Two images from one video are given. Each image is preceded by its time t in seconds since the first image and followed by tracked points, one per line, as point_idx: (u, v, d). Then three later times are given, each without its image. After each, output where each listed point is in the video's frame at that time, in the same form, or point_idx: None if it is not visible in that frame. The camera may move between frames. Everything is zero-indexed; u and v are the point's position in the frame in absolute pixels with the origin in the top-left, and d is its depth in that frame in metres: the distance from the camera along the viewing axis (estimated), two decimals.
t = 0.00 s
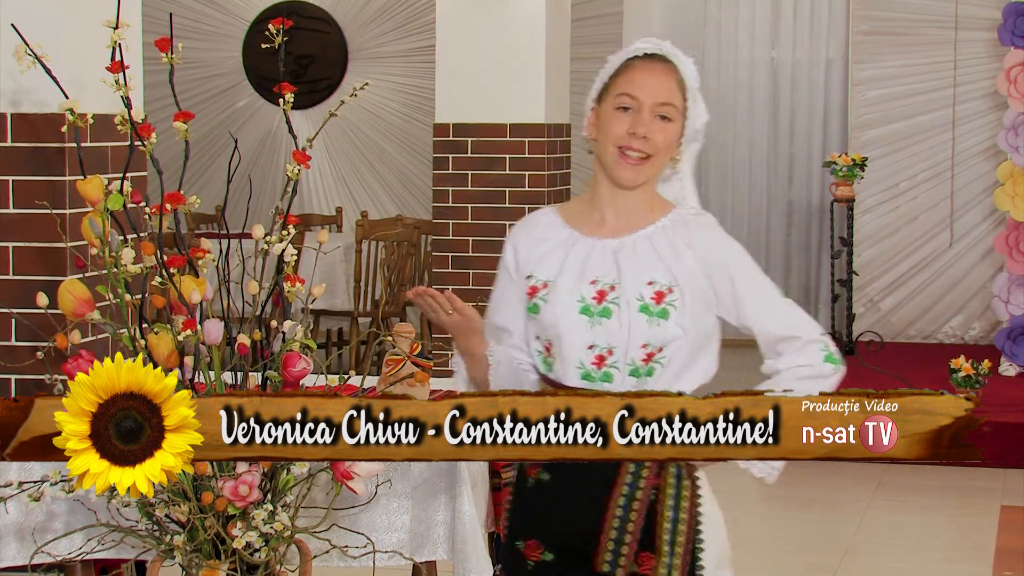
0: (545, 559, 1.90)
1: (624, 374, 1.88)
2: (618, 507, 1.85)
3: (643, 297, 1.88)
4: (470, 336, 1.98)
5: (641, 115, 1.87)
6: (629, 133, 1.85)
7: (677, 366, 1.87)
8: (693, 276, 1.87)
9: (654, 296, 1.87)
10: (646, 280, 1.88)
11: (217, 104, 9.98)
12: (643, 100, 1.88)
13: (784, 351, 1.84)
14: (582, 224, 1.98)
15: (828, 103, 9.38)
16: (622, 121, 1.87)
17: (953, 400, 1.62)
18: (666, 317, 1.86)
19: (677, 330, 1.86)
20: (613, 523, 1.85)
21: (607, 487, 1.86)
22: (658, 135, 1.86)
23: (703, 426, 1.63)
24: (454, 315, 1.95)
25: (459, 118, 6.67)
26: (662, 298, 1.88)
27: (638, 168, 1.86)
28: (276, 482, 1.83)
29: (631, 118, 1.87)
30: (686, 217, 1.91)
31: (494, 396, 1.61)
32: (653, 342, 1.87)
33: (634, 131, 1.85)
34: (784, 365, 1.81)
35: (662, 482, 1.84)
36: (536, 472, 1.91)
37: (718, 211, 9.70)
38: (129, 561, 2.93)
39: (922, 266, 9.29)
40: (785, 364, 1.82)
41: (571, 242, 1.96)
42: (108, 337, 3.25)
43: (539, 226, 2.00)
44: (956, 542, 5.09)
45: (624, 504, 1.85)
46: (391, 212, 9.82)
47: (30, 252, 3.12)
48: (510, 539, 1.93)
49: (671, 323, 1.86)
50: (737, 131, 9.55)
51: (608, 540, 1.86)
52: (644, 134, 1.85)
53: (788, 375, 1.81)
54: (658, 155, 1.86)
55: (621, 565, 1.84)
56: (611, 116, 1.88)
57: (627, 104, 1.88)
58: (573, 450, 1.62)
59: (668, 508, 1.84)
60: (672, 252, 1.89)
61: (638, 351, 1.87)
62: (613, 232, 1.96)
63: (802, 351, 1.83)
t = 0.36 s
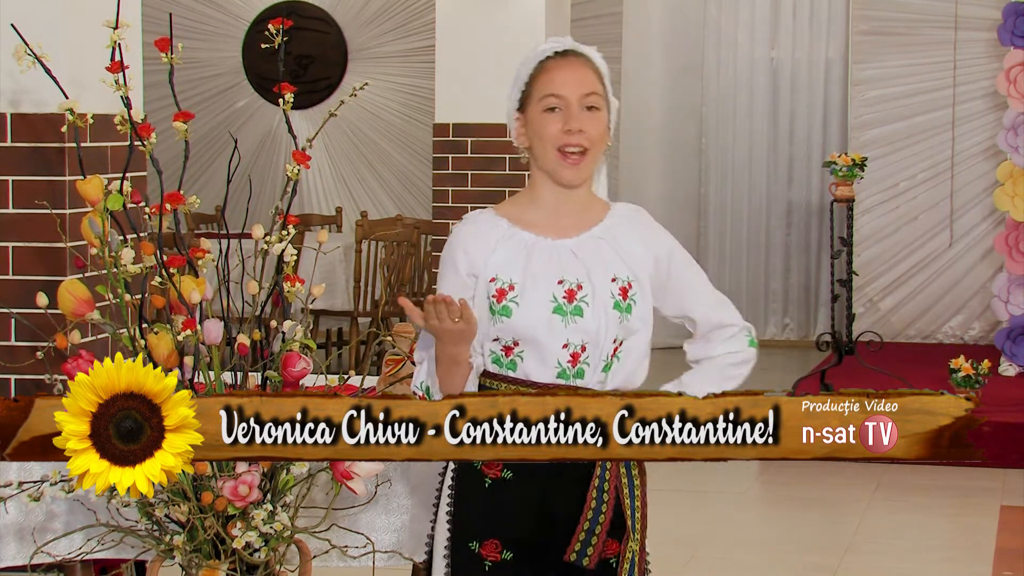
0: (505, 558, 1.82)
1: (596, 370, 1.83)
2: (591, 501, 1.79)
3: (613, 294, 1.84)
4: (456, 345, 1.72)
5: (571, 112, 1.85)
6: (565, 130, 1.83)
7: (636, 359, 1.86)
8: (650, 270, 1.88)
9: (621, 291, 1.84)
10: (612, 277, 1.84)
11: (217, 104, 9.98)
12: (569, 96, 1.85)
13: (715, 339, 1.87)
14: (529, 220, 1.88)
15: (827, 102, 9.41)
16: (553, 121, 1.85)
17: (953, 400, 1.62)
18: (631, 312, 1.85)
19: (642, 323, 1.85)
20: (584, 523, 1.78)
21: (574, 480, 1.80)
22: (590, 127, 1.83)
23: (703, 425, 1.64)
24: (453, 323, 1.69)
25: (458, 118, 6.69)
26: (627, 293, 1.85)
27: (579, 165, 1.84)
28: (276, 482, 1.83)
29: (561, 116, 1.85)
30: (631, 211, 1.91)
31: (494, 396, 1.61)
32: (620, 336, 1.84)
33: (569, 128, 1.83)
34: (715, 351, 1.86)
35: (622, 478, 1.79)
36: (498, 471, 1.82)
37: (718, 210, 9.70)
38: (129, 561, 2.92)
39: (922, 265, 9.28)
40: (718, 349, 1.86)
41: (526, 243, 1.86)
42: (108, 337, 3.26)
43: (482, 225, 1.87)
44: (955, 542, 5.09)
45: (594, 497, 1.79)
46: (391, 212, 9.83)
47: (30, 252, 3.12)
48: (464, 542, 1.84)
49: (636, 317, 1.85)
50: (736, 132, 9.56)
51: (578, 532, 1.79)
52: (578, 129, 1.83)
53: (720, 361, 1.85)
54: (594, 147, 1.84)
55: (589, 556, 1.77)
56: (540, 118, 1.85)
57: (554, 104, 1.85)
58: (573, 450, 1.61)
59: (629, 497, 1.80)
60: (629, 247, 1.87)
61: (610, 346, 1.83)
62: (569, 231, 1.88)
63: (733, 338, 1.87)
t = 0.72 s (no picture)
0: (522, 559, 1.84)
1: (601, 363, 1.87)
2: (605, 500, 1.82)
3: (614, 288, 1.88)
4: (469, 350, 1.72)
5: (548, 109, 1.86)
6: (545, 127, 1.84)
7: (632, 351, 1.92)
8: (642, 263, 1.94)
9: (621, 283, 1.89)
10: (611, 270, 1.89)
11: (217, 104, 9.99)
12: (544, 94, 1.86)
13: (700, 329, 1.97)
14: (520, 219, 1.90)
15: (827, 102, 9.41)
16: (532, 120, 1.86)
17: (953, 400, 1.62)
18: (630, 303, 1.90)
19: (639, 315, 1.91)
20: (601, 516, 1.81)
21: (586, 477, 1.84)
22: (570, 122, 1.85)
23: (703, 426, 1.63)
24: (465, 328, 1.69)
25: (457, 118, 6.70)
26: (625, 286, 1.90)
27: (561, 158, 1.84)
28: (275, 482, 1.84)
29: (539, 115, 1.86)
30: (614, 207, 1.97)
31: (494, 396, 1.61)
32: (620, 328, 1.89)
33: (548, 125, 1.84)
34: (702, 342, 1.96)
35: (629, 474, 1.83)
36: (512, 471, 1.84)
37: (718, 210, 9.70)
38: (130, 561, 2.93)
39: (922, 265, 9.27)
40: (706, 339, 1.97)
41: (526, 243, 1.87)
42: (109, 337, 3.26)
43: (480, 228, 1.87)
44: (954, 542, 5.09)
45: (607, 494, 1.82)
46: (391, 212, 9.83)
47: (29, 252, 3.12)
48: (480, 544, 1.85)
49: (635, 309, 1.91)
50: (736, 131, 9.56)
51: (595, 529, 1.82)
52: (558, 125, 1.84)
53: (706, 350, 1.95)
54: (575, 139, 1.85)
55: (607, 551, 1.81)
56: (519, 119, 1.87)
57: (531, 103, 1.87)
58: (573, 450, 1.61)
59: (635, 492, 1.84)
60: (621, 242, 1.93)
61: (613, 339, 1.87)
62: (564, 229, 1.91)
63: (716, 327, 1.97)
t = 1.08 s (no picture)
0: (523, 561, 1.84)
1: (608, 369, 1.83)
2: (607, 508, 1.80)
3: (625, 293, 1.83)
4: (468, 348, 1.74)
5: (584, 111, 1.82)
6: (576, 130, 1.80)
7: (652, 361, 1.84)
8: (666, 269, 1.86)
9: (633, 290, 1.83)
10: (623, 276, 1.84)
11: (217, 104, 9.99)
12: (581, 96, 1.82)
13: (738, 340, 1.85)
14: (539, 220, 1.89)
15: (827, 102, 9.36)
16: (566, 120, 1.82)
17: (953, 400, 1.62)
18: (645, 311, 1.83)
19: (657, 322, 1.83)
20: (603, 519, 1.81)
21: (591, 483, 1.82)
22: (603, 128, 1.80)
23: (703, 425, 1.63)
24: (463, 325, 1.70)
25: (456, 118, 6.71)
26: (641, 293, 1.84)
27: (590, 163, 1.80)
28: (275, 482, 1.84)
29: (574, 116, 1.82)
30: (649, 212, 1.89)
31: (494, 396, 1.61)
32: (634, 336, 1.83)
33: (580, 128, 1.80)
34: (740, 352, 1.84)
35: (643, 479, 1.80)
36: (513, 474, 1.83)
37: (717, 210, 9.71)
38: (130, 561, 2.93)
39: (922, 265, 9.27)
40: (744, 350, 1.84)
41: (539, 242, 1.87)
42: (109, 337, 3.26)
43: (496, 224, 1.88)
44: (954, 542, 5.09)
45: (612, 501, 1.80)
46: (391, 212, 9.82)
47: (29, 252, 3.12)
48: (483, 544, 1.85)
49: (651, 316, 1.83)
50: (737, 131, 9.56)
51: (597, 534, 1.81)
52: (589, 130, 1.79)
53: (745, 362, 1.83)
54: (606, 146, 1.80)
55: (607, 558, 1.80)
56: (553, 117, 1.83)
57: (567, 103, 1.82)
58: (573, 450, 1.62)
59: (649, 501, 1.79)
60: (646, 247, 1.86)
61: (622, 346, 1.83)
62: (581, 231, 1.88)
63: (755, 339, 1.85)
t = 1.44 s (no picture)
0: (581, 563, 1.96)
1: (664, 373, 1.92)
2: (661, 513, 1.91)
3: (684, 295, 1.93)
4: (524, 358, 1.95)
5: (655, 112, 1.92)
6: (648, 131, 1.90)
7: (717, 363, 1.91)
8: (731, 272, 1.92)
9: (694, 293, 1.92)
10: (685, 278, 1.93)
11: (217, 105, 10.00)
12: (654, 97, 1.92)
13: (824, 344, 1.91)
14: (616, 226, 2.03)
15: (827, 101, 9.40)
16: (638, 121, 1.92)
17: (953, 400, 1.64)
18: (707, 313, 1.91)
19: (717, 325, 1.91)
20: (656, 523, 1.91)
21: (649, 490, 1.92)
22: (674, 129, 1.90)
23: (703, 426, 1.66)
24: (514, 341, 1.91)
25: (455, 117, 6.67)
26: (703, 295, 1.92)
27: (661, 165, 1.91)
28: (275, 482, 1.83)
29: (645, 116, 1.92)
30: (722, 216, 1.97)
31: (494, 397, 1.64)
32: (693, 339, 1.92)
33: (652, 129, 1.90)
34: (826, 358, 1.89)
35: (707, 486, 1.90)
36: (580, 476, 1.96)
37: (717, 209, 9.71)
38: (132, 560, 2.93)
39: (922, 265, 9.26)
40: (828, 357, 1.90)
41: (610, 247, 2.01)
42: (108, 337, 3.25)
43: (575, 230, 2.04)
44: (953, 542, 5.10)
45: (666, 507, 1.91)
46: (389, 211, 9.81)
47: (29, 252, 3.10)
48: (545, 542, 1.98)
49: (711, 319, 1.91)
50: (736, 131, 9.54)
51: (650, 542, 1.91)
52: (661, 130, 1.90)
53: (830, 370, 1.89)
54: (677, 146, 1.90)
55: (663, 567, 1.90)
56: (625, 118, 1.93)
57: (639, 104, 1.93)
58: (573, 450, 1.65)
59: (709, 509, 1.90)
60: (711, 250, 1.94)
61: (678, 348, 1.92)
62: (646, 233, 2.00)
63: (840, 344, 1.90)
